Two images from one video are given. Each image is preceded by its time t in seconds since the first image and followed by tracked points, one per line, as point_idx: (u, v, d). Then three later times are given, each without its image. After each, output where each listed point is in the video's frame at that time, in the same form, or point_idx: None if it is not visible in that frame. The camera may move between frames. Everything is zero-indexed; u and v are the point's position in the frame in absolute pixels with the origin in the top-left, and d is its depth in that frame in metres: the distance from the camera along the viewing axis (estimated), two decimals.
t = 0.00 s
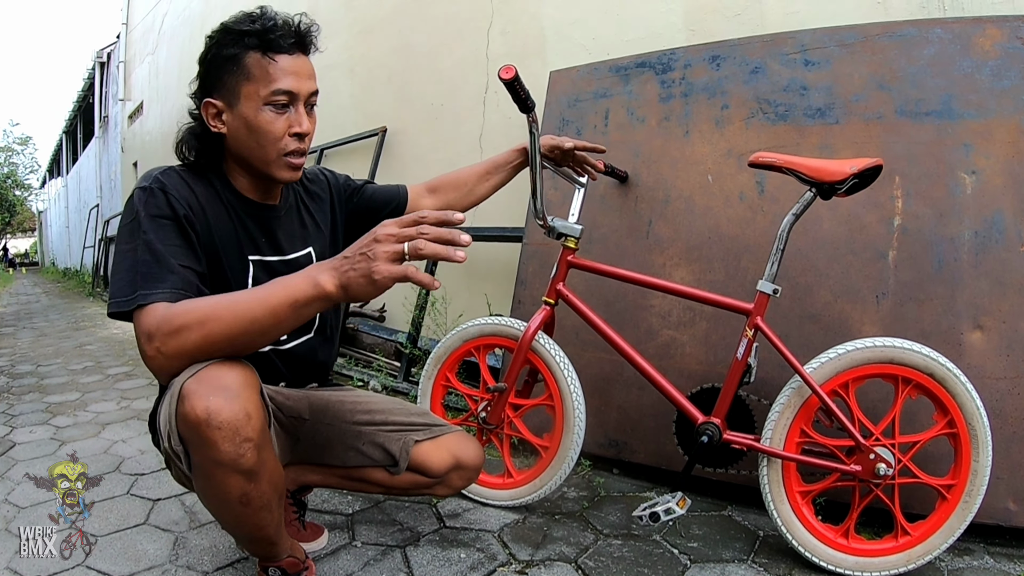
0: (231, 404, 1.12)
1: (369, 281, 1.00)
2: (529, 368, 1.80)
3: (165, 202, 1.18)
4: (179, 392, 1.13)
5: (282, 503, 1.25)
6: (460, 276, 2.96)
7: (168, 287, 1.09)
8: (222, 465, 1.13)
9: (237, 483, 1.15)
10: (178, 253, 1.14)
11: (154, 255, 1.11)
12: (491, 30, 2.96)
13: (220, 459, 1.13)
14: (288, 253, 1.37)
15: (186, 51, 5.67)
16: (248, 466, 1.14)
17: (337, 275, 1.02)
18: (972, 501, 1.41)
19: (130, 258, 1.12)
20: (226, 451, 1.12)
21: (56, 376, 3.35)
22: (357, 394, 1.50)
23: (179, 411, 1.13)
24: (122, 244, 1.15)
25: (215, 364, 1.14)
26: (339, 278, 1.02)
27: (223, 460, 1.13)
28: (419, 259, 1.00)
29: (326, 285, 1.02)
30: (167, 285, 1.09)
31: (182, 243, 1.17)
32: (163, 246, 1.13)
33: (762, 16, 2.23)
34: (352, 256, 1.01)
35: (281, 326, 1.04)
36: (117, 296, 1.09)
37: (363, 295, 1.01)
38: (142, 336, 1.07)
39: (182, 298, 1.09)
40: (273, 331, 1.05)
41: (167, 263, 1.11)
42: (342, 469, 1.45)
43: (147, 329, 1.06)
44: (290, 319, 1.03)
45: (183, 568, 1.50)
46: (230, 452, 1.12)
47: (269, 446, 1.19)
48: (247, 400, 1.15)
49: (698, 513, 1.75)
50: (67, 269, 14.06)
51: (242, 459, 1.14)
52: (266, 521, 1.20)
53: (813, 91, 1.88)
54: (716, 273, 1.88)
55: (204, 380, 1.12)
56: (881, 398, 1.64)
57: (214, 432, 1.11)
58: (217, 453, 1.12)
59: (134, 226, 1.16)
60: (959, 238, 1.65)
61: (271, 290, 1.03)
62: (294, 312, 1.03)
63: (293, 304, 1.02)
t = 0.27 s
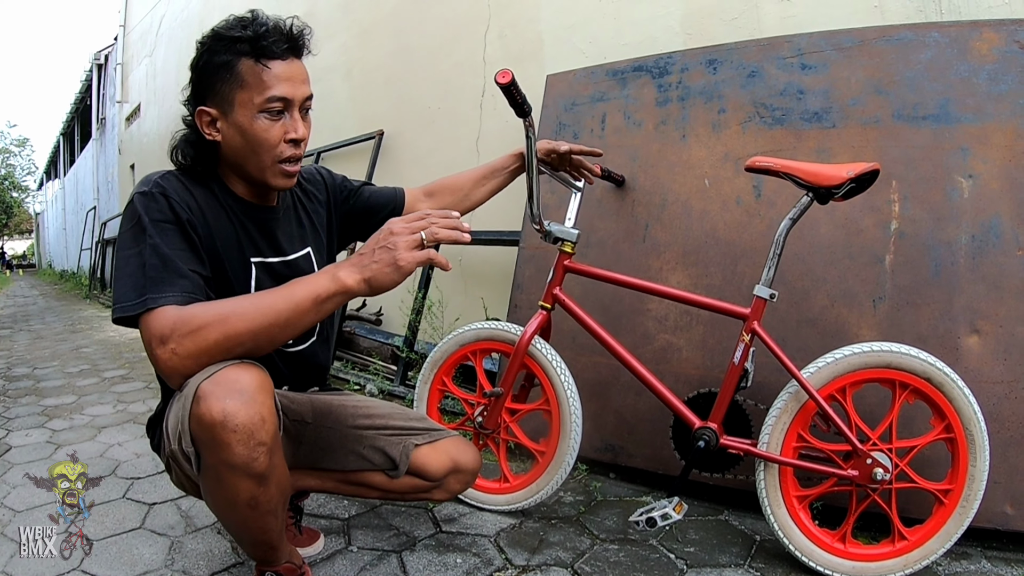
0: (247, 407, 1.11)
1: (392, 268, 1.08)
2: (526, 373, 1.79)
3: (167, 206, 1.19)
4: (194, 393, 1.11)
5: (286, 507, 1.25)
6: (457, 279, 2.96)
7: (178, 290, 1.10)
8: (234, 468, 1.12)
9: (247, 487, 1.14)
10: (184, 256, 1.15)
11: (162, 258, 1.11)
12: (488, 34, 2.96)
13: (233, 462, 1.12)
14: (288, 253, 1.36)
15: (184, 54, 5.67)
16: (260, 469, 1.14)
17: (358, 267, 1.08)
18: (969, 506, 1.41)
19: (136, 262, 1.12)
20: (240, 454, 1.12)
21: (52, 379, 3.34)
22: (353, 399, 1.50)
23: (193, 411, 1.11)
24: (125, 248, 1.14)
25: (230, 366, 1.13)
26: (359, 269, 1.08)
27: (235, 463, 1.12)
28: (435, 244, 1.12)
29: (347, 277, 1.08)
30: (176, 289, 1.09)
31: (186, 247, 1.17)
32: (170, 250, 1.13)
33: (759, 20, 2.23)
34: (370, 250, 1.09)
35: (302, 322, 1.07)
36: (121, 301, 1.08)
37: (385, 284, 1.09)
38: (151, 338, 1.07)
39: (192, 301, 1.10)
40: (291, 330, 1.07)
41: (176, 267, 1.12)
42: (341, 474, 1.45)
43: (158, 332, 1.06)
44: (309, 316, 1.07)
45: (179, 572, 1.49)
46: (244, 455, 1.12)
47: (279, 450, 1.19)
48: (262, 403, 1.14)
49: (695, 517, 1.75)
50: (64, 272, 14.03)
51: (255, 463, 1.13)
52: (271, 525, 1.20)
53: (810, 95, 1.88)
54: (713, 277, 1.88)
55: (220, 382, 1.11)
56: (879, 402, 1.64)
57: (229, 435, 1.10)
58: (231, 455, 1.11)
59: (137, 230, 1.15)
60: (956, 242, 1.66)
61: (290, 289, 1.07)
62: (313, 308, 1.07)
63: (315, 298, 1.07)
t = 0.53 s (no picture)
0: (248, 415, 1.11)
1: (402, 294, 1.06)
2: (526, 377, 1.79)
3: (169, 211, 1.18)
4: (195, 400, 1.11)
5: (286, 514, 1.24)
6: (455, 282, 2.96)
7: (181, 293, 1.09)
8: (235, 475, 1.12)
9: (248, 494, 1.14)
10: (187, 260, 1.15)
11: (164, 261, 1.11)
12: (486, 36, 2.95)
13: (234, 470, 1.11)
14: (287, 259, 1.36)
15: (181, 55, 5.67)
16: (261, 477, 1.13)
17: (368, 284, 1.07)
18: (969, 510, 1.41)
19: (139, 266, 1.11)
20: (241, 461, 1.11)
21: (49, 382, 3.33)
22: (352, 404, 1.49)
23: (194, 418, 1.11)
24: (127, 253, 1.13)
25: (232, 373, 1.13)
26: (369, 287, 1.07)
27: (236, 470, 1.11)
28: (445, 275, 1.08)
29: (355, 292, 1.07)
30: (179, 291, 1.09)
31: (188, 251, 1.17)
32: (173, 253, 1.13)
33: (757, 22, 2.23)
34: (383, 272, 1.08)
35: (307, 331, 1.06)
36: (123, 304, 1.07)
37: (393, 306, 1.06)
38: (154, 342, 1.06)
39: (196, 304, 1.10)
40: (295, 339, 1.07)
41: (179, 270, 1.11)
42: (341, 479, 1.44)
43: (161, 335, 1.06)
44: (315, 326, 1.06)
45: None
46: (244, 463, 1.11)
47: (280, 458, 1.19)
48: (263, 412, 1.13)
49: (694, 521, 1.74)
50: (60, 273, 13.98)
51: (256, 471, 1.13)
52: (271, 532, 1.20)
53: (809, 98, 1.88)
54: (712, 280, 1.88)
55: (222, 389, 1.11)
56: (878, 406, 1.64)
57: (230, 443, 1.10)
58: (231, 463, 1.11)
59: (139, 235, 1.15)
60: (955, 245, 1.66)
61: (297, 298, 1.07)
62: (319, 319, 1.06)
63: (321, 310, 1.06)
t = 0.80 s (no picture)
0: (241, 420, 1.09)
1: (398, 301, 1.05)
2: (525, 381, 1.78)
3: (167, 215, 1.17)
4: (187, 405, 1.10)
5: (281, 521, 1.23)
6: (454, 285, 2.95)
7: (175, 298, 1.08)
8: (228, 482, 1.11)
9: (241, 501, 1.13)
10: (183, 265, 1.14)
11: (160, 266, 1.10)
12: (486, 38, 2.95)
13: (227, 476, 1.10)
14: (285, 265, 1.35)
15: (180, 56, 5.66)
16: (254, 484, 1.12)
17: (363, 290, 1.06)
18: (970, 517, 1.40)
19: (134, 270, 1.10)
20: (233, 468, 1.10)
21: (46, 383, 3.32)
22: (349, 408, 1.48)
23: (186, 424, 1.10)
24: (123, 256, 1.12)
25: (225, 378, 1.12)
26: (364, 293, 1.06)
27: (229, 477, 1.10)
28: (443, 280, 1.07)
29: (349, 298, 1.06)
30: (174, 297, 1.08)
31: (185, 256, 1.16)
32: (169, 258, 1.12)
33: (757, 25, 2.23)
34: (379, 278, 1.07)
35: (300, 337, 1.05)
36: (118, 308, 1.07)
37: (388, 313, 1.05)
38: (147, 347, 1.05)
39: (190, 311, 1.08)
40: (288, 345, 1.06)
41: (174, 276, 1.10)
42: (338, 485, 1.43)
43: (154, 340, 1.04)
44: (308, 331, 1.05)
45: None
46: (237, 469, 1.10)
47: (274, 464, 1.18)
48: (256, 417, 1.12)
49: (693, 527, 1.73)
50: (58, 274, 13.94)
51: (249, 477, 1.12)
52: (266, 539, 1.19)
53: (809, 102, 1.87)
54: (712, 284, 1.87)
55: (214, 395, 1.09)
56: (879, 412, 1.63)
57: (222, 449, 1.09)
58: (224, 470, 1.10)
59: (135, 238, 1.14)
60: (955, 250, 1.65)
61: (291, 303, 1.06)
62: (313, 325, 1.06)
63: (315, 315, 1.05)
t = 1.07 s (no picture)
0: (236, 420, 1.08)
1: (392, 295, 1.05)
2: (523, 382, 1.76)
3: (162, 215, 1.16)
4: (182, 404, 1.09)
5: (276, 522, 1.22)
6: (452, 285, 2.94)
7: (170, 298, 1.07)
8: (223, 482, 1.09)
9: (237, 502, 1.12)
10: (177, 265, 1.13)
11: (155, 266, 1.09)
12: (485, 37, 2.93)
13: (222, 477, 1.09)
14: (279, 266, 1.34)
15: (178, 55, 5.65)
16: (249, 484, 1.11)
17: (358, 286, 1.06)
18: (971, 521, 1.39)
19: (128, 269, 1.09)
20: (228, 468, 1.09)
21: (43, 383, 3.31)
22: (345, 409, 1.47)
23: (181, 423, 1.09)
24: (117, 256, 1.11)
25: (219, 377, 1.10)
26: (359, 288, 1.06)
27: (223, 477, 1.09)
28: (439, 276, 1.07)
29: (345, 294, 1.06)
30: (169, 297, 1.07)
31: (180, 256, 1.15)
32: (164, 258, 1.11)
33: (757, 25, 2.22)
34: (374, 273, 1.07)
35: (295, 335, 1.05)
36: (112, 308, 1.05)
37: (383, 308, 1.05)
38: (141, 347, 1.04)
39: (185, 310, 1.07)
40: (284, 343, 1.05)
41: (169, 275, 1.09)
42: (334, 486, 1.42)
43: (148, 340, 1.03)
44: (303, 329, 1.04)
45: None
46: (232, 470, 1.09)
47: (269, 464, 1.16)
48: (251, 417, 1.11)
49: (692, 529, 1.72)
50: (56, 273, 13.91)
51: (244, 477, 1.10)
52: (261, 541, 1.18)
53: (809, 102, 1.86)
54: (711, 285, 1.86)
55: (209, 394, 1.08)
56: (879, 414, 1.62)
57: (217, 448, 1.08)
58: (219, 470, 1.08)
59: (129, 237, 1.13)
60: (956, 251, 1.64)
61: (286, 301, 1.05)
62: (308, 323, 1.05)
63: (310, 312, 1.04)
